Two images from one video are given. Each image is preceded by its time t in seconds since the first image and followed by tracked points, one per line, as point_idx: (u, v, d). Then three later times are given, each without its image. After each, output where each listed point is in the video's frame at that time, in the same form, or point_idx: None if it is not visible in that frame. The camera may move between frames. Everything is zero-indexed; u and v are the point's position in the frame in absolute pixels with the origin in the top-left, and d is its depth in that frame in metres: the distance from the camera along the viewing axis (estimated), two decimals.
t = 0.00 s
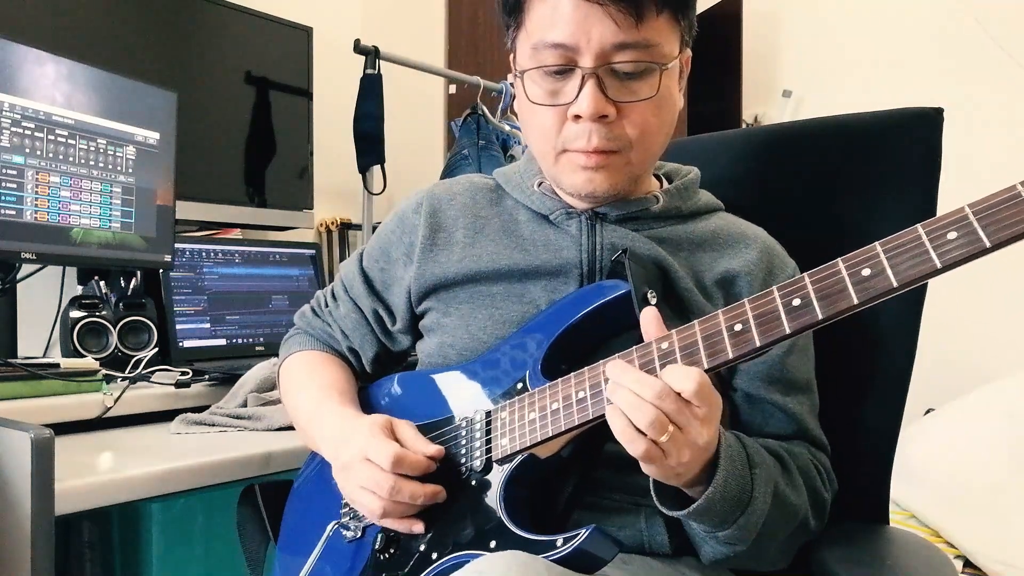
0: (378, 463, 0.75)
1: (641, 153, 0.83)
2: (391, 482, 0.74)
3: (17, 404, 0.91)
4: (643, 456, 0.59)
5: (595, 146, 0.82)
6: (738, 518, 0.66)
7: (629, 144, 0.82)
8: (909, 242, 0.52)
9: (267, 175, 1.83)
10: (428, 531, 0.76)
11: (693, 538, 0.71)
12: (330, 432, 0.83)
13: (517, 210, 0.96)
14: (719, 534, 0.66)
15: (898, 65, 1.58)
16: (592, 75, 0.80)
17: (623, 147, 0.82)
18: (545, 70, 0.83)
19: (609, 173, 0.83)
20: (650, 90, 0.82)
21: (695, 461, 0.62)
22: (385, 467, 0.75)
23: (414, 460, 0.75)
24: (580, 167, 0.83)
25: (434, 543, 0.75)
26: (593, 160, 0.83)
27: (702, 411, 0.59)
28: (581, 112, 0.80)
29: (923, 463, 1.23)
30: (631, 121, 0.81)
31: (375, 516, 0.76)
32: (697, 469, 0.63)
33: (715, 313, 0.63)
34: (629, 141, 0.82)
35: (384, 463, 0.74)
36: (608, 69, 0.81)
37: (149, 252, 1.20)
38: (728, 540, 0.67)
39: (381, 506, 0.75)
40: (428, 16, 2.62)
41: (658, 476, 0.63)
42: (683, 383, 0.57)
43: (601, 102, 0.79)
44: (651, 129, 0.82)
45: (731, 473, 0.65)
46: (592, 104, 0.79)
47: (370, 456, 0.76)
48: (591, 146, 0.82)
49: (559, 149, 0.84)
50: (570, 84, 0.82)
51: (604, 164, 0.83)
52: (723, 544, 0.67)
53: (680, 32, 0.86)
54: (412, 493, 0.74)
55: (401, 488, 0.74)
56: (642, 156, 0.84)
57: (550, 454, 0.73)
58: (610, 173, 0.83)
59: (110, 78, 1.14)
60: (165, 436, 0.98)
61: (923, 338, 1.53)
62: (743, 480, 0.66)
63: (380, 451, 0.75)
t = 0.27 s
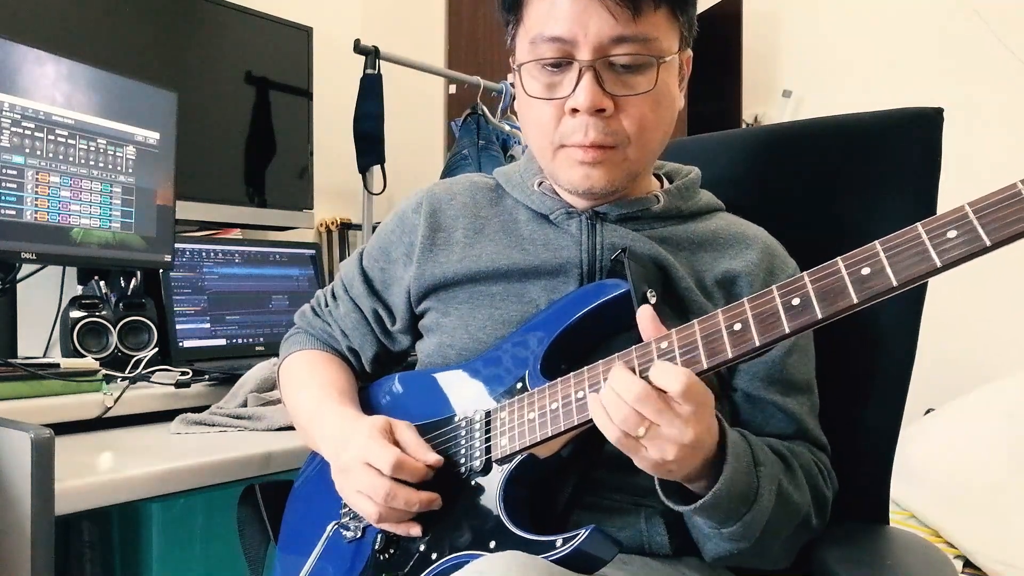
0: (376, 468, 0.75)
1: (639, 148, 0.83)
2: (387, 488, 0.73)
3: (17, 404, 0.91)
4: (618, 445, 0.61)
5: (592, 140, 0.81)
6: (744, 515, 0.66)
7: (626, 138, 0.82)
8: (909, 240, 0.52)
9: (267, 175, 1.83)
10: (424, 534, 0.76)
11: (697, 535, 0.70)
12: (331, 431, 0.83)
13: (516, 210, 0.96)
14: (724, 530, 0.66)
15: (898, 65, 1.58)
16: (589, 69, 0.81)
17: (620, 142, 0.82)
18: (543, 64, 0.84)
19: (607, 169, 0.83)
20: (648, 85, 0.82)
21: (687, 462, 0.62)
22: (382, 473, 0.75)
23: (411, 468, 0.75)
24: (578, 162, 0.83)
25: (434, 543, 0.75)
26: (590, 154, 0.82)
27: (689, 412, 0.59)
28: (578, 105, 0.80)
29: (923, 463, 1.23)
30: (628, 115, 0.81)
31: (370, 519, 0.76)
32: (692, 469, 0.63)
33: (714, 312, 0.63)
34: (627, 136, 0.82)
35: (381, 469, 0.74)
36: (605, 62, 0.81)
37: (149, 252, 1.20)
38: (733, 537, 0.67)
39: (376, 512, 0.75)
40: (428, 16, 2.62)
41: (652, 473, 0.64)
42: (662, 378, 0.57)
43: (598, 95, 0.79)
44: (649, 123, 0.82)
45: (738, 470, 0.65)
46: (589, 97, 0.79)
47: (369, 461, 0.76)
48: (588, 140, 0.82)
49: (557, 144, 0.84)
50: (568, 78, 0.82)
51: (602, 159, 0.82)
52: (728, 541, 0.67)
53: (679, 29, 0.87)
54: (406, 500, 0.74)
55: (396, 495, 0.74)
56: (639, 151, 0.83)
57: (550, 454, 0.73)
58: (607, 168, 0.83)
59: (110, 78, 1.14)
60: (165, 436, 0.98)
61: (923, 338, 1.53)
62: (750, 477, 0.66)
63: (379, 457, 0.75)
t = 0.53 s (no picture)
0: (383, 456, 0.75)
1: (639, 152, 0.83)
2: (397, 474, 0.74)
3: (17, 404, 0.91)
4: (626, 455, 0.60)
5: (591, 144, 0.81)
6: (741, 522, 0.66)
7: (626, 143, 0.82)
8: (909, 240, 0.52)
9: (267, 175, 1.83)
10: (432, 526, 0.76)
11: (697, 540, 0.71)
12: (330, 431, 0.83)
13: (516, 210, 0.96)
14: (721, 538, 0.67)
15: (898, 65, 1.58)
16: (589, 73, 0.81)
17: (620, 146, 0.82)
18: (542, 69, 0.84)
19: (606, 173, 0.83)
20: (648, 89, 0.82)
21: (689, 464, 0.62)
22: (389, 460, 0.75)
23: (419, 453, 0.75)
24: (577, 166, 0.83)
25: (435, 544, 0.75)
26: (590, 158, 0.82)
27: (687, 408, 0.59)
28: (578, 110, 0.80)
29: (924, 464, 1.23)
30: (629, 120, 0.81)
31: (377, 511, 0.76)
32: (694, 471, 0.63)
33: (714, 312, 0.63)
34: (627, 140, 0.82)
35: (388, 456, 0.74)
36: (605, 67, 0.81)
37: (149, 252, 1.20)
38: (731, 544, 0.68)
39: (386, 500, 0.75)
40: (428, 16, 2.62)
41: (649, 479, 0.63)
42: (653, 377, 0.57)
43: (598, 100, 0.79)
44: (649, 128, 0.82)
45: (734, 480, 0.65)
46: (589, 101, 0.79)
47: (375, 449, 0.76)
48: (588, 144, 0.82)
49: (556, 147, 0.84)
50: (567, 82, 0.82)
51: (601, 163, 0.82)
52: (726, 547, 0.68)
53: (680, 32, 0.87)
54: (417, 485, 0.74)
55: (408, 480, 0.74)
56: (640, 155, 0.83)
57: (549, 454, 0.73)
58: (607, 172, 0.83)
59: (110, 78, 1.14)
60: (165, 436, 0.98)
61: (923, 338, 1.53)
62: (745, 486, 0.66)
63: (385, 445, 0.75)
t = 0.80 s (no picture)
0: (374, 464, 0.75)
1: (635, 151, 0.83)
2: (385, 485, 0.74)
3: (17, 404, 0.91)
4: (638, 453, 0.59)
5: (587, 143, 0.81)
6: (750, 529, 0.66)
7: (622, 141, 0.82)
8: (911, 241, 0.52)
9: (267, 175, 1.83)
10: (427, 531, 0.76)
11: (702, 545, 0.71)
12: (331, 431, 0.83)
13: (516, 211, 0.96)
14: (729, 543, 0.67)
15: (898, 65, 1.58)
16: (584, 71, 0.81)
17: (615, 144, 0.82)
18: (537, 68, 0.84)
19: (602, 172, 0.83)
20: (643, 87, 0.81)
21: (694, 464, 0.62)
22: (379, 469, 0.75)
23: (409, 464, 0.75)
24: (573, 165, 0.83)
25: (436, 546, 0.75)
26: (586, 157, 0.82)
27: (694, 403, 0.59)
28: (573, 108, 0.80)
29: (924, 464, 1.23)
30: (624, 118, 0.81)
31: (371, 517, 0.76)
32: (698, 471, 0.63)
33: (715, 312, 0.63)
34: (622, 139, 0.82)
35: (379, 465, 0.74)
36: (600, 65, 0.81)
37: (149, 252, 1.20)
38: (738, 550, 0.67)
39: (378, 508, 0.75)
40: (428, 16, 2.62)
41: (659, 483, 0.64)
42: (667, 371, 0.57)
43: (592, 98, 0.79)
44: (645, 126, 0.82)
45: (745, 485, 0.65)
46: (583, 100, 0.79)
47: (367, 457, 0.76)
48: (583, 143, 0.82)
49: (552, 146, 0.84)
50: (562, 80, 0.82)
51: (597, 162, 0.82)
52: (732, 552, 0.68)
53: (678, 30, 0.86)
54: (407, 496, 0.74)
55: (396, 491, 0.74)
56: (635, 154, 0.83)
57: (550, 455, 0.73)
58: (603, 171, 0.83)
59: (110, 78, 1.14)
60: (165, 436, 0.98)
61: (923, 338, 1.53)
62: (755, 491, 0.66)
63: (375, 454, 0.75)
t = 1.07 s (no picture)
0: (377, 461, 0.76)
1: (633, 149, 0.83)
2: (391, 480, 0.74)
3: (17, 404, 0.91)
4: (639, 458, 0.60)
5: (584, 141, 0.81)
6: (756, 531, 0.66)
7: (619, 139, 0.82)
8: (913, 244, 0.52)
9: (267, 175, 1.83)
10: (430, 530, 0.76)
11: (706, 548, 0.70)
12: (331, 431, 0.83)
13: (517, 211, 0.96)
14: (735, 545, 0.66)
15: (898, 65, 1.58)
16: (581, 70, 0.81)
17: (613, 143, 0.82)
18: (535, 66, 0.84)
19: (600, 170, 0.83)
20: (641, 85, 0.81)
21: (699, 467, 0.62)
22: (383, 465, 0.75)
23: (413, 458, 0.75)
24: (571, 163, 0.83)
25: (437, 547, 0.75)
26: (583, 156, 0.82)
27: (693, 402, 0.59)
28: (569, 106, 0.80)
29: (924, 464, 1.23)
30: (622, 116, 0.81)
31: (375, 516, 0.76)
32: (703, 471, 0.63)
33: (716, 314, 0.63)
34: (619, 137, 0.81)
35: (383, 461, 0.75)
36: (597, 63, 0.81)
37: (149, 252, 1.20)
38: (745, 551, 0.67)
39: (382, 505, 0.74)
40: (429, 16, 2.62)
41: (662, 487, 0.64)
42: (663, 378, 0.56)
43: (589, 97, 0.79)
44: (643, 124, 0.82)
45: (751, 486, 0.65)
46: (580, 98, 0.79)
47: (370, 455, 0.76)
48: (580, 142, 0.81)
49: (550, 145, 0.84)
50: (560, 78, 0.82)
51: (595, 161, 0.82)
52: (738, 555, 0.67)
53: (677, 29, 0.86)
54: (412, 492, 0.74)
55: (402, 487, 0.74)
56: (633, 152, 0.83)
57: (551, 455, 0.73)
58: (601, 170, 0.83)
59: (110, 78, 1.14)
60: (165, 436, 0.98)
61: (923, 338, 1.53)
62: (762, 492, 0.66)
63: (379, 450, 0.75)
